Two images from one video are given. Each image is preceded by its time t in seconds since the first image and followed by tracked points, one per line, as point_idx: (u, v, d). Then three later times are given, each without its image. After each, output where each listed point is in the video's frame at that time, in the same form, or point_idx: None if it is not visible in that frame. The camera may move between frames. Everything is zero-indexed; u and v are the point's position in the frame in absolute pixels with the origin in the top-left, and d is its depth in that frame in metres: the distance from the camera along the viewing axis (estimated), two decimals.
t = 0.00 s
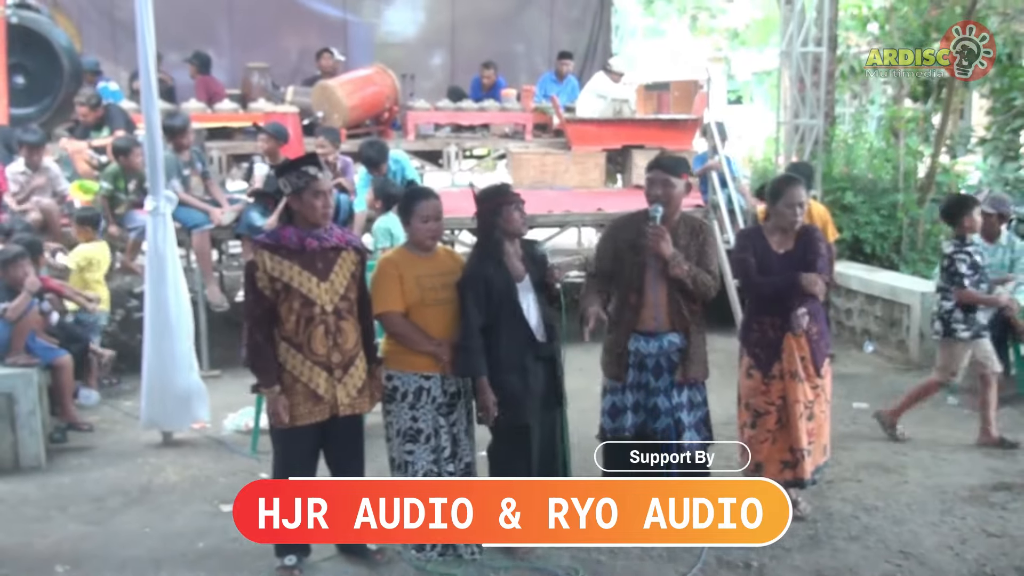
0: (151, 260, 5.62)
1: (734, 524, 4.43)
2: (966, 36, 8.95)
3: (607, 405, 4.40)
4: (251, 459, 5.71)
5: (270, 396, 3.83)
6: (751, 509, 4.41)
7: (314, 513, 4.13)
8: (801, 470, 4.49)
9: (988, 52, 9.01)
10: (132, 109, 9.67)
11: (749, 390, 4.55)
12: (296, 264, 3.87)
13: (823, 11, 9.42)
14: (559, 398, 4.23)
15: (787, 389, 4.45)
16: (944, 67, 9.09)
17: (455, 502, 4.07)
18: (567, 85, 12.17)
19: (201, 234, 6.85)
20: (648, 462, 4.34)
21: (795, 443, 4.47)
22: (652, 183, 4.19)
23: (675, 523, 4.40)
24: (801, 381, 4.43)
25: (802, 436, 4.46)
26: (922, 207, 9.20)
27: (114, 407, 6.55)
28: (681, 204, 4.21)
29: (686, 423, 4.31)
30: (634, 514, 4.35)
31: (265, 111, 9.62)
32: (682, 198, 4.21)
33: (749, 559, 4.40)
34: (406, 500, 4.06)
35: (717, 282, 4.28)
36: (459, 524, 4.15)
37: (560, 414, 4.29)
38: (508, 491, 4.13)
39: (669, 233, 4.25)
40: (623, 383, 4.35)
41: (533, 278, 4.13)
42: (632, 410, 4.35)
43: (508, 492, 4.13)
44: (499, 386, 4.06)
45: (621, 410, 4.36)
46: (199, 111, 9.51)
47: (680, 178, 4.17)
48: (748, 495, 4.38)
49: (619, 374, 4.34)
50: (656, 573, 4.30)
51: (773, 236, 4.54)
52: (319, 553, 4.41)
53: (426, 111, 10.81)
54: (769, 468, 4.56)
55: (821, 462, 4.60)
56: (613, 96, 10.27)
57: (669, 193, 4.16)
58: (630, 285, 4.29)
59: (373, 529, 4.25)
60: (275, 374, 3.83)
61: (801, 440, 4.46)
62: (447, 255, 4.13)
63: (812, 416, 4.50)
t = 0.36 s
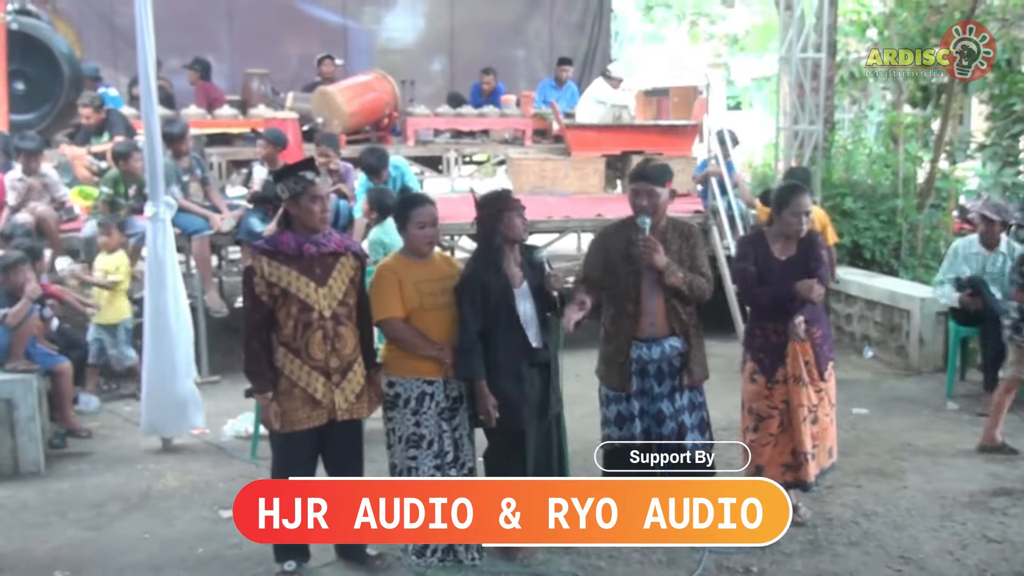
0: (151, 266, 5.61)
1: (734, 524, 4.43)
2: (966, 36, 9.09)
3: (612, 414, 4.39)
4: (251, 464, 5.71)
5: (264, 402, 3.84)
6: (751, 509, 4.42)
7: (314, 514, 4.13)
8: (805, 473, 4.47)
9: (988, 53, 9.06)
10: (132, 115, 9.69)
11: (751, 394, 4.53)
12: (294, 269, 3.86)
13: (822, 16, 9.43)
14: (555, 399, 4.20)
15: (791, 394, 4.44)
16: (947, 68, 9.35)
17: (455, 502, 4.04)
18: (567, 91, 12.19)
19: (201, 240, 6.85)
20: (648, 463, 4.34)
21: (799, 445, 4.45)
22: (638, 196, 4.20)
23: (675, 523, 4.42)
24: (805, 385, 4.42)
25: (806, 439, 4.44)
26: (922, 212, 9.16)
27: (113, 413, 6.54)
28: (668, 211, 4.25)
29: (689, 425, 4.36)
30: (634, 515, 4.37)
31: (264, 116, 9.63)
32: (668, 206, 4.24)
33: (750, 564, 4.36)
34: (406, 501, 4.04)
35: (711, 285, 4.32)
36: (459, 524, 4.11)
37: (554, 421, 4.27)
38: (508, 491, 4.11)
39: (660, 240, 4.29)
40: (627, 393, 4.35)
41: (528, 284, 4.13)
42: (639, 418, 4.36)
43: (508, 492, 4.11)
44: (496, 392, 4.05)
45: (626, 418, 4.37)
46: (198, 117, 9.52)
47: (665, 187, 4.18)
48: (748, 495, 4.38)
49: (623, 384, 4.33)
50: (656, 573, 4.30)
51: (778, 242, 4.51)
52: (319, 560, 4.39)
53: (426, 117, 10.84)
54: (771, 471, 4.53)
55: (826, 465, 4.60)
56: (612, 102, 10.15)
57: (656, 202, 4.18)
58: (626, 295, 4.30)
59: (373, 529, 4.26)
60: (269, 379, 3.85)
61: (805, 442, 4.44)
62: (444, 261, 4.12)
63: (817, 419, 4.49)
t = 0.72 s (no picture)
0: (150, 266, 5.58)
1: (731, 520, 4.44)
2: (967, 36, 9.06)
3: (603, 415, 4.33)
4: (250, 464, 5.71)
5: (263, 401, 3.83)
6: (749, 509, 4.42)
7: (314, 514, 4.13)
8: (808, 472, 4.45)
9: (988, 52, 9.06)
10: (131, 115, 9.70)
11: (753, 394, 4.50)
12: (292, 269, 3.86)
13: (822, 16, 9.44)
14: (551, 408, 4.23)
15: (793, 393, 4.42)
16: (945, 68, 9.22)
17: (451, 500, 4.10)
18: (566, 91, 12.20)
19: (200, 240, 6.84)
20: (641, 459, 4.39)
21: (802, 444, 4.43)
22: (614, 202, 4.19)
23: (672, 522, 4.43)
24: (807, 385, 4.41)
25: (809, 438, 4.41)
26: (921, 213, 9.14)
27: (112, 413, 6.54)
28: (645, 212, 4.24)
29: (681, 423, 4.29)
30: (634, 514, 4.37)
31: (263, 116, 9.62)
32: (645, 208, 4.23)
33: (749, 564, 4.35)
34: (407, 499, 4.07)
35: (695, 285, 4.30)
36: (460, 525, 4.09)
37: (555, 423, 4.28)
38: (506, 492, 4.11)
39: (641, 241, 4.28)
40: (617, 394, 4.29)
41: (528, 284, 4.13)
42: (629, 418, 4.30)
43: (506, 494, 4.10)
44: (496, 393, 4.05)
45: (617, 419, 4.30)
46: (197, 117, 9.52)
47: (641, 191, 4.15)
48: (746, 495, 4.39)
49: (612, 388, 4.29)
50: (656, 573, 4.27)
51: (779, 241, 4.49)
52: (319, 560, 4.39)
53: (425, 117, 10.86)
54: (771, 470, 4.51)
55: (830, 464, 4.57)
56: (612, 102, 10.18)
57: (631, 207, 4.18)
58: (611, 301, 4.30)
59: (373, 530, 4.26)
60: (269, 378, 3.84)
61: (808, 442, 4.42)
62: (443, 260, 4.13)
63: (819, 419, 4.46)
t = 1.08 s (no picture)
0: (146, 266, 5.56)
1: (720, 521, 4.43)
2: (966, 36, 9.11)
3: (582, 412, 4.34)
4: (246, 465, 5.71)
5: (258, 402, 3.82)
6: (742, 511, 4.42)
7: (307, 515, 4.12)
8: (805, 473, 4.44)
9: (989, 52, 9.16)
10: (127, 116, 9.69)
11: (750, 395, 4.50)
12: (288, 270, 3.86)
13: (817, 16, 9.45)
14: (547, 413, 4.23)
15: (790, 394, 4.41)
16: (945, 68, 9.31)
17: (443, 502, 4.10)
18: (562, 91, 12.21)
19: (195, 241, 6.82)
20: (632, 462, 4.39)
21: (798, 445, 4.42)
22: (594, 203, 4.20)
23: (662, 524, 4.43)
24: (804, 386, 4.40)
25: (805, 439, 4.40)
26: (916, 213, 9.16)
27: (108, 414, 6.53)
28: (627, 215, 4.22)
29: (659, 426, 4.27)
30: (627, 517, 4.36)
31: (259, 116, 9.61)
32: (627, 210, 4.21)
33: (745, 564, 4.35)
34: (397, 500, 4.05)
35: (677, 290, 4.24)
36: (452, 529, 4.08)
37: (551, 423, 4.27)
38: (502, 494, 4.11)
39: (623, 243, 4.26)
40: (595, 394, 4.31)
41: (522, 284, 4.14)
42: (608, 418, 4.29)
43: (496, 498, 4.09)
44: (496, 394, 4.04)
45: (596, 418, 4.31)
46: (193, 117, 9.50)
47: (621, 195, 4.13)
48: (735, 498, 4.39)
49: (591, 388, 4.31)
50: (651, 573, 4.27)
51: (774, 241, 4.49)
52: (314, 560, 4.39)
53: (421, 117, 10.83)
54: (768, 471, 4.50)
55: (824, 465, 4.56)
56: (607, 103, 10.27)
57: (611, 209, 4.16)
58: (590, 301, 4.30)
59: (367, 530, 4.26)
60: (264, 379, 3.83)
61: (804, 442, 4.41)
62: (441, 262, 4.14)
63: (815, 419, 4.46)
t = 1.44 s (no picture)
0: (147, 267, 5.56)
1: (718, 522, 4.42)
2: (967, 36, 9.09)
3: (578, 413, 4.36)
4: (246, 465, 5.71)
5: (261, 402, 3.81)
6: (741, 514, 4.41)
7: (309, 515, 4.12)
8: (797, 477, 4.44)
9: (988, 52, 9.11)
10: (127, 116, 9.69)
11: (746, 398, 4.48)
12: (290, 270, 3.86)
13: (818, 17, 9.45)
14: (551, 414, 4.22)
15: (785, 397, 4.41)
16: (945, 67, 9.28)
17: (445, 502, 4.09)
18: (562, 92, 12.21)
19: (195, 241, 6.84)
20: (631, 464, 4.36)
21: (792, 450, 4.42)
22: (590, 204, 4.20)
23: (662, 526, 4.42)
24: (798, 388, 4.40)
25: (799, 443, 4.40)
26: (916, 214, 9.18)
27: (109, 414, 6.54)
28: (624, 216, 4.21)
29: (655, 428, 4.25)
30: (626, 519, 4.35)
31: (259, 117, 9.61)
32: (623, 212, 4.20)
33: (745, 565, 4.34)
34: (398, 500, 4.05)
35: (673, 294, 4.21)
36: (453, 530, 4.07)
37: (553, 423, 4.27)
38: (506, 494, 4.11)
39: (620, 244, 4.25)
40: (591, 394, 4.33)
41: (522, 284, 4.14)
42: (602, 418, 4.31)
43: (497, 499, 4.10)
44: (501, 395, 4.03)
45: (591, 418, 4.32)
46: (194, 118, 9.50)
47: (617, 197, 4.13)
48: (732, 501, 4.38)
49: (585, 387, 4.33)
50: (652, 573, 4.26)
51: (774, 242, 4.49)
52: (315, 561, 4.38)
53: (422, 118, 10.83)
54: (767, 476, 4.49)
55: (817, 470, 4.58)
56: (608, 103, 10.28)
57: (606, 210, 4.16)
58: (587, 301, 4.33)
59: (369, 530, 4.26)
60: (266, 379, 3.82)
61: (798, 446, 4.41)
62: (442, 262, 4.13)
63: (809, 423, 4.47)
